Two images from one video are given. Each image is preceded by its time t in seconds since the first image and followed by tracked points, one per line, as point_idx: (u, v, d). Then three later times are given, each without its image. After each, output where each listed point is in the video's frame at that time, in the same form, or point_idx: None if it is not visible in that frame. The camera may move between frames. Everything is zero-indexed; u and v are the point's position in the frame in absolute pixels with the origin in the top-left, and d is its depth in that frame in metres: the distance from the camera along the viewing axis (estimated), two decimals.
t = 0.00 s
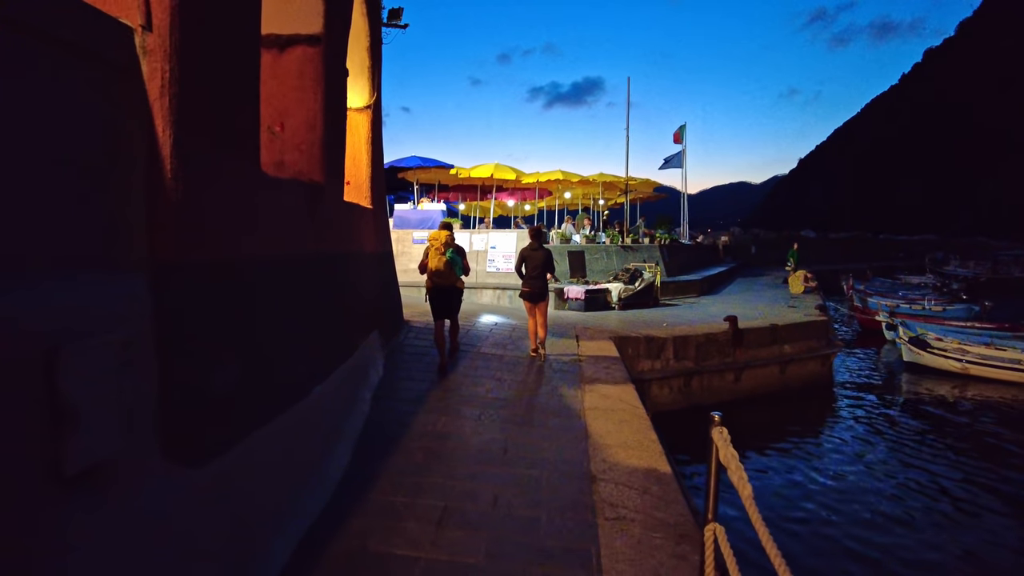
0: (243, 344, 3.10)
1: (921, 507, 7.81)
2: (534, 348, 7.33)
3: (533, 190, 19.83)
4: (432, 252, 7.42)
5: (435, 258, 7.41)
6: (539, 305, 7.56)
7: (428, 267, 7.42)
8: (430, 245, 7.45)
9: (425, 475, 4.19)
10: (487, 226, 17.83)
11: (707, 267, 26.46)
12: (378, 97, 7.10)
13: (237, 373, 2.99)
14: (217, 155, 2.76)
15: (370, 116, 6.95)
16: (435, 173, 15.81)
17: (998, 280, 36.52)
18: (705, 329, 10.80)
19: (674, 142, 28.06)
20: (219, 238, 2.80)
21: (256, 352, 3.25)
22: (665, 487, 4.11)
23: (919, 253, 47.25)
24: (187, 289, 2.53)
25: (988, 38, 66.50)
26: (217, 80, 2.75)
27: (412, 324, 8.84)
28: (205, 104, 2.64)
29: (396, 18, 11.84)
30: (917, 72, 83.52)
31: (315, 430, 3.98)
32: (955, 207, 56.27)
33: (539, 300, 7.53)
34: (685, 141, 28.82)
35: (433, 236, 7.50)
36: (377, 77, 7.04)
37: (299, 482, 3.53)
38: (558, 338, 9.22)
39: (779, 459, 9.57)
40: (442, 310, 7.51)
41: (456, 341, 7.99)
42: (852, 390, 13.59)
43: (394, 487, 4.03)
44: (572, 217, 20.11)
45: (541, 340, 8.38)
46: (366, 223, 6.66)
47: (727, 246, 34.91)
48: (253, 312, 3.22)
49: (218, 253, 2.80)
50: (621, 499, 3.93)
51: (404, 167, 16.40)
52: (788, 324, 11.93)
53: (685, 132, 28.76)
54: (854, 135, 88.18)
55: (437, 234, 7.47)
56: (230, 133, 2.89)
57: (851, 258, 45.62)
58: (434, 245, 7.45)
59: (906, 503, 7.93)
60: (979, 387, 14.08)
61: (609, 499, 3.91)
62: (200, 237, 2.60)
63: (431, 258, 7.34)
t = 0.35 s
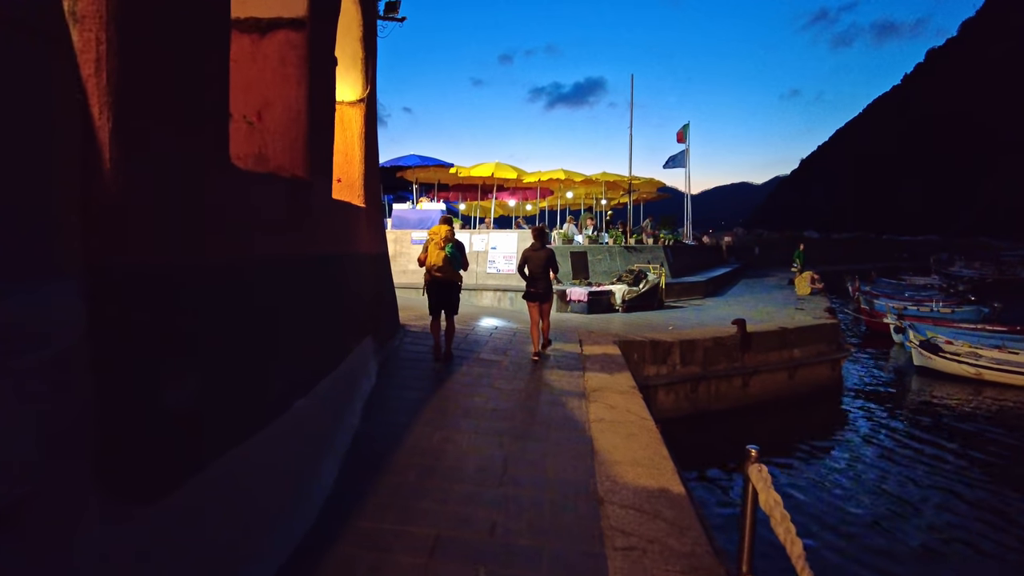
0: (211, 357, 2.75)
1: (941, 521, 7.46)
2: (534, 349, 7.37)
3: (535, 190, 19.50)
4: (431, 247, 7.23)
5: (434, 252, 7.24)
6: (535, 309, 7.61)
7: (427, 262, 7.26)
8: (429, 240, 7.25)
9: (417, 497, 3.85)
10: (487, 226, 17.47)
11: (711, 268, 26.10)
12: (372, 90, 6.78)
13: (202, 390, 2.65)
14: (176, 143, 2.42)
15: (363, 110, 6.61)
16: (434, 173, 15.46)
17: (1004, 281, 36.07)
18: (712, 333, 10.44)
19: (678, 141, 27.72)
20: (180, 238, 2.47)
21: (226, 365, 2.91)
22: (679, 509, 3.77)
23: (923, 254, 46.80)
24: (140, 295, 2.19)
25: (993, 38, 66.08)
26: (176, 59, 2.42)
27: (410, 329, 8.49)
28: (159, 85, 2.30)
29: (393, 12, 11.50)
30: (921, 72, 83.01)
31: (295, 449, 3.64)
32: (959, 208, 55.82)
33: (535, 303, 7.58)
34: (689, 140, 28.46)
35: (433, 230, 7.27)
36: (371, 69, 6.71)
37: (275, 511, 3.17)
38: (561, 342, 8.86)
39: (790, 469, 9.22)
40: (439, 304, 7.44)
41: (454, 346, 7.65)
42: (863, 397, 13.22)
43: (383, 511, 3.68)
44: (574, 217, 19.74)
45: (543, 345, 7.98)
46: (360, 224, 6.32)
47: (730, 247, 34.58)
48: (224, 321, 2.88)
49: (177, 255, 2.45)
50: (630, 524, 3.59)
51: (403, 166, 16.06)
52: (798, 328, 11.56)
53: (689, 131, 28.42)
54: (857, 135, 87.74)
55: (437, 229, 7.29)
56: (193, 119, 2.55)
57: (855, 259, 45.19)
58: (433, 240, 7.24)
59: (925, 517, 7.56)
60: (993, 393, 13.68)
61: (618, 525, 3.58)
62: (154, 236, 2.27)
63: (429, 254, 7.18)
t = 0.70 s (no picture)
0: (161, 367, 2.38)
1: (959, 532, 7.10)
2: (535, 346, 7.36)
3: (534, 187, 19.14)
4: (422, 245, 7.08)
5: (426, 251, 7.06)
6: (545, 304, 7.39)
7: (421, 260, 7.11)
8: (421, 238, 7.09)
9: (400, 521, 3.47)
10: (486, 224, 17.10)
11: (713, 268, 25.72)
12: (361, 78, 6.41)
13: (149, 405, 2.28)
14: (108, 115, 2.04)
15: (352, 99, 6.23)
16: (431, 169, 15.08)
17: (1009, 281, 35.66)
18: (717, 334, 10.07)
19: (679, 139, 27.32)
20: (119, 229, 2.10)
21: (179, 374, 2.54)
22: (690, 532, 3.40)
23: (926, 254, 46.37)
24: (58, 294, 1.82)
25: (996, 36, 65.61)
26: (105, 18, 2.05)
27: (401, 330, 8.12)
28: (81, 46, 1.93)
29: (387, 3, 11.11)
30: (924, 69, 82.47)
31: (264, 469, 3.27)
32: (961, 207, 55.38)
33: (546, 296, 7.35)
34: (690, 138, 28.06)
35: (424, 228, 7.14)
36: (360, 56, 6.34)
37: (235, 543, 2.80)
38: (561, 343, 8.50)
39: (799, 477, 8.85)
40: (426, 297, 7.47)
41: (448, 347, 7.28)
42: (872, 401, 12.83)
43: (361, 537, 3.31)
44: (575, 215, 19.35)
45: (541, 347, 7.59)
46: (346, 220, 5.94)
47: (732, 246, 34.20)
48: (177, 326, 2.50)
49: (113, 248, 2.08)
50: (636, 549, 3.22)
51: (399, 162, 15.69)
52: (805, 329, 11.17)
53: (690, 128, 28.03)
54: (859, 134, 87.29)
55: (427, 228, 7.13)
56: (129, 88, 2.17)
57: (858, 258, 44.77)
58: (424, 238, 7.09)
59: (943, 529, 7.18)
60: (1006, 397, 13.26)
61: (621, 551, 3.21)
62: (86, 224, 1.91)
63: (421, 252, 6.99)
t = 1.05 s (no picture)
0: (103, 397, 2.00)
1: (983, 549, 6.74)
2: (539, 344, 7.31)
3: (533, 186, 18.77)
4: (415, 237, 7.53)
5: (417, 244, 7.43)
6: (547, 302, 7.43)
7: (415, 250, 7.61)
8: (415, 230, 7.56)
9: (386, 557, 3.11)
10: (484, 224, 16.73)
11: (715, 268, 25.36)
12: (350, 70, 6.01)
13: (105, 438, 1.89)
14: (43, 91, 1.62)
15: (338, 94, 5.83)
16: (428, 168, 14.72)
17: (1012, 281, 35.27)
18: (724, 338, 9.70)
19: (679, 137, 26.91)
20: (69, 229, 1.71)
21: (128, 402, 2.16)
22: (707, 567, 3.03)
23: (928, 253, 45.98)
24: None
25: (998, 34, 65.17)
26: None
27: (395, 335, 7.75)
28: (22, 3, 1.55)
29: None
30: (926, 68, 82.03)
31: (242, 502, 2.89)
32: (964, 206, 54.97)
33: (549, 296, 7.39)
34: (691, 136, 27.65)
35: (416, 220, 7.51)
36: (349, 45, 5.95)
37: None
38: (562, 348, 8.11)
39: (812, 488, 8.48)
40: (421, 291, 7.61)
41: (443, 354, 6.90)
42: (882, 406, 12.47)
43: None
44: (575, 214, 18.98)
45: (540, 353, 7.20)
46: (334, 220, 5.57)
47: (734, 245, 33.82)
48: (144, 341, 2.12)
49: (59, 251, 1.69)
50: None
51: (395, 161, 15.29)
52: (815, 332, 10.79)
53: (691, 126, 27.63)
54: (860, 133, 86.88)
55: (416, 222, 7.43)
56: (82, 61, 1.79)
57: (861, 258, 44.38)
58: (417, 231, 7.53)
59: (967, 547, 6.81)
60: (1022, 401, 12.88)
61: None
62: (17, 223, 1.52)
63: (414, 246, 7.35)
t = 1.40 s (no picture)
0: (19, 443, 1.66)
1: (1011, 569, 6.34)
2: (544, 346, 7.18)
3: (536, 185, 18.43)
4: (417, 237, 7.17)
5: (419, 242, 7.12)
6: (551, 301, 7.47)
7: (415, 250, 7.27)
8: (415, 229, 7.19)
9: None
10: (486, 223, 16.36)
11: (721, 269, 24.97)
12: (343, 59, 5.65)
13: None
14: None
15: (332, 84, 5.45)
16: (428, 166, 14.35)
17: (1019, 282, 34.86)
18: (735, 342, 9.35)
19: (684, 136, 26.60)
20: None
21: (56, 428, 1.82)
22: None
23: (933, 255, 45.57)
24: None
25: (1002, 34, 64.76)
26: None
27: (392, 338, 7.40)
28: None
29: None
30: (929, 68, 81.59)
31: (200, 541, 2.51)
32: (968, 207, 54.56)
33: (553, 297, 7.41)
34: (696, 135, 27.31)
35: (417, 220, 7.14)
36: (343, 34, 5.60)
37: None
38: (568, 350, 7.74)
39: (826, 500, 8.10)
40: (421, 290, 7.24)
41: (443, 359, 6.55)
42: (896, 413, 12.10)
43: None
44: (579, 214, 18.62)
45: (544, 359, 6.83)
46: (326, 218, 5.22)
47: (738, 246, 33.42)
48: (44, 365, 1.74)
49: None
50: None
51: (395, 158, 14.95)
52: (827, 336, 10.42)
53: (696, 125, 27.29)
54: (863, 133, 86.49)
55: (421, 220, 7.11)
56: None
57: (867, 259, 43.96)
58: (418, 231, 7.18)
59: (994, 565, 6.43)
60: None
61: None
62: None
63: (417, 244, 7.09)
